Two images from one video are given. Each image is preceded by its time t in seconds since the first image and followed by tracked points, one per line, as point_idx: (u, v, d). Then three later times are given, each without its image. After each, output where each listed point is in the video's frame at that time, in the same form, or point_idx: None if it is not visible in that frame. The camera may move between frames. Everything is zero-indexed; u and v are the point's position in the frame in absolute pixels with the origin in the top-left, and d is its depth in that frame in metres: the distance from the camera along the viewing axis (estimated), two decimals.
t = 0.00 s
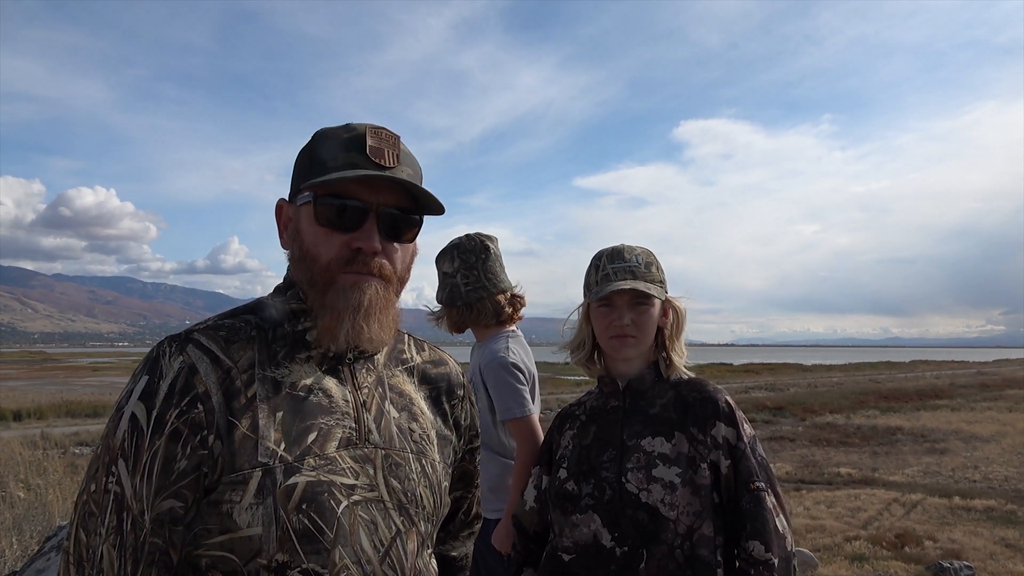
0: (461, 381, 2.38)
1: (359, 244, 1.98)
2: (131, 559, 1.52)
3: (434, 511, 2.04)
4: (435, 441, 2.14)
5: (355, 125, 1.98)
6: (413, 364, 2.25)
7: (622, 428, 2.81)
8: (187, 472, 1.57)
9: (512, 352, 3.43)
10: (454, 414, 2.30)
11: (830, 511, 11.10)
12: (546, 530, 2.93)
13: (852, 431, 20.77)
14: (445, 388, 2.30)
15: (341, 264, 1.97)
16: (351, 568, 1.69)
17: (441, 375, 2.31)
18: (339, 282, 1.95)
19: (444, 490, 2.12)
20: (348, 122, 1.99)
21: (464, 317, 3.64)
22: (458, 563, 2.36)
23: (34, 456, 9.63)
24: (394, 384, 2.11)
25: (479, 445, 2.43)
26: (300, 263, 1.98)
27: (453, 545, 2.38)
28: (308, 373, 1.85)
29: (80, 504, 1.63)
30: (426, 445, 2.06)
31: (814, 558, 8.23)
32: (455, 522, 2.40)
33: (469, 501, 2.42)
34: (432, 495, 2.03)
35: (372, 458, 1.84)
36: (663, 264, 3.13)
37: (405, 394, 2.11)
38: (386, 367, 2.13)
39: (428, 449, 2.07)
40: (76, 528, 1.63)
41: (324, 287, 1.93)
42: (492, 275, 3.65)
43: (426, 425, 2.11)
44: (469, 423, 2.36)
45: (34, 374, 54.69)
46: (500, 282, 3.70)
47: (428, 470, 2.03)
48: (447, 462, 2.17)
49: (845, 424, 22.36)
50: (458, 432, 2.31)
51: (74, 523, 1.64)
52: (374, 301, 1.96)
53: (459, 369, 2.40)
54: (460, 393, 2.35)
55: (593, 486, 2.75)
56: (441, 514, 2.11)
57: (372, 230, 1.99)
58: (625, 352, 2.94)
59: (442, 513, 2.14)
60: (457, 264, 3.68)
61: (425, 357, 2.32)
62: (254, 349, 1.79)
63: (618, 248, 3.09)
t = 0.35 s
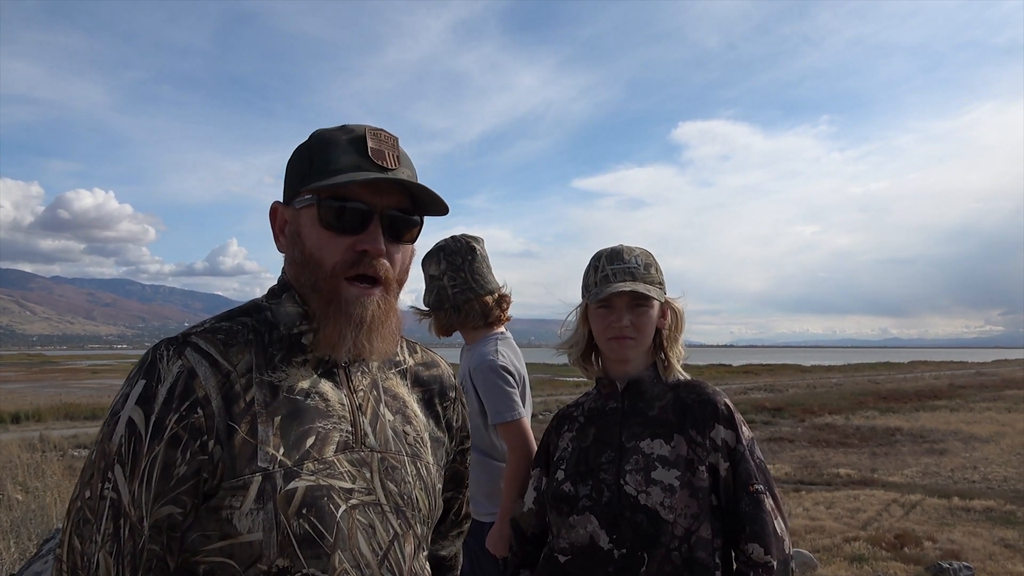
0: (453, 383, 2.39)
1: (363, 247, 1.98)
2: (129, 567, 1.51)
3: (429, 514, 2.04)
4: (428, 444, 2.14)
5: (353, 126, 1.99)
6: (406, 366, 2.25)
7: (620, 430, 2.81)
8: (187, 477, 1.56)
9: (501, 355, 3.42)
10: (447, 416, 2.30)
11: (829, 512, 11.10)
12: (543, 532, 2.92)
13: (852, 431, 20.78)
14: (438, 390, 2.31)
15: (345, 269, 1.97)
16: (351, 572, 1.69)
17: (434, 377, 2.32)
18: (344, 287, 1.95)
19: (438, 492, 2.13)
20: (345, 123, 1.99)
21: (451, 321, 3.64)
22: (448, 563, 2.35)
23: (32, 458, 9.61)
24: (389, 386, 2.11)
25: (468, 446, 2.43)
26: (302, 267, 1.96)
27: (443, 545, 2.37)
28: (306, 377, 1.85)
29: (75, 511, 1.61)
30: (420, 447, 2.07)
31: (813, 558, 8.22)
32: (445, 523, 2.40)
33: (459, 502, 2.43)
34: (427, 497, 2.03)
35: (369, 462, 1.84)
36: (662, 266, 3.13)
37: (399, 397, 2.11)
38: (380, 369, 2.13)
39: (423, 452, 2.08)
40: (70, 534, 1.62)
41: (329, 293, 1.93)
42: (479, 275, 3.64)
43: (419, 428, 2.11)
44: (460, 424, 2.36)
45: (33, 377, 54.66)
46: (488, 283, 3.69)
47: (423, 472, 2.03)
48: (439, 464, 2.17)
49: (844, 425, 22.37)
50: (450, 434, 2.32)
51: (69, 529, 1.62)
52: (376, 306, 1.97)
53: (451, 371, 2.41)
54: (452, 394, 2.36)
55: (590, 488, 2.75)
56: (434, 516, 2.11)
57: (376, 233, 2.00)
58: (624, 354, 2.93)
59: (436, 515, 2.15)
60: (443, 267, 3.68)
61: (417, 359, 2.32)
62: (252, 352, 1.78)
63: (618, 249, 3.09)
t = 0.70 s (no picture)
0: (447, 381, 2.39)
1: (356, 241, 1.99)
2: (129, 571, 1.50)
3: (427, 512, 2.05)
4: (425, 443, 2.14)
5: (343, 124, 1.98)
6: (402, 364, 2.25)
7: (619, 431, 2.81)
8: (186, 480, 1.55)
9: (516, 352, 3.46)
10: (442, 414, 2.31)
11: (829, 512, 11.10)
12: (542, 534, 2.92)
13: (851, 431, 20.79)
14: (433, 388, 2.31)
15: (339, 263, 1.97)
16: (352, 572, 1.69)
17: (429, 375, 2.32)
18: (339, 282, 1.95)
19: (435, 491, 2.13)
20: (334, 121, 1.98)
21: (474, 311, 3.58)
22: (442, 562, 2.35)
23: (30, 461, 9.58)
24: (385, 385, 2.11)
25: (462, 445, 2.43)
26: (295, 263, 1.96)
27: (438, 544, 2.38)
28: (303, 377, 1.85)
29: (72, 516, 1.60)
30: (417, 446, 2.07)
31: (813, 558, 8.22)
32: (439, 521, 2.40)
33: (453, 502, 2.42)
34: (426, 494, 2.04)
35: (368, 461, 1.84)
36: (660, 265, 3.13)
37: (396, 396, 2.11)
38: (376, 368, 2.13)
39: (420, 450, 2.08)
40: (67, 539, 1.60)
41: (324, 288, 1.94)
42: (493, 275, 3.73)
43: (416, 427, 2.12)
44: (455, 423, 2.37)
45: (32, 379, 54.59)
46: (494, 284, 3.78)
47: (421, 471, 2.04)
48: (436, 462, 2.18)
49: (843, 424, 22.38)
50: (446, 433, 2.32)
51: (65, 534, 1.61)
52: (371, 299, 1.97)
53: (446, 370, 2.41)
54: (447, 392, 2.36)
55: (590, 490, 2.75)
56: (433, 514, 2.12)
57: (368, 225, 2.00)
58: (623, 354, 2.92)
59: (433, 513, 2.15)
60: (464, 258, 3.65)
61: (412, 357, 2.32)
62: (249, 353, 1.78)
63: (615, 248, 3.09)
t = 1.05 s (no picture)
0: (440, 375, 2.42)
1: (349, 230, 2.00)
2: (140, 562, 1.51)
3: (427, 501, 2.08)
4: (423, 436, 2.17)
5: (323, 122, 2.01)
6: (396, 359, 2.27)
7: (617, 431, 2.82)
8: (193, 470, 1.56)
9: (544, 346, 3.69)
10: (437, 407, 2.33)
11: (827, 512, 11.11)
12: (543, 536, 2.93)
13: (849, 432, 20.81)
14: (428, 381, 2.34)
15: (334, 253, 1.98)
16: (359, 560, 1.71)
17: (424, 369, 2.35)
18: (336, 271, 1.96)
19: (433, 483, 2.16)
20: (313, 120, 2.01)
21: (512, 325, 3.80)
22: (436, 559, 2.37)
23: (29, 462, 9.56)
24: (382, 379, 2.12)
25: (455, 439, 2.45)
26: (289, 258, 1.95)
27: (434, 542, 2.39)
28: (301, 369, 1.86)
29: (80, 511, 1.60)
30: (415, 437, 2.09)
31: (812, 559, 8.23)
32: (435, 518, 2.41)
33: (448, 497, 2.43)
34: (425, 485, 2.07)
35: (368, 451, 1.86)
36: (653, 265, 3.12)
37: (392, 389, 2.13)
38: (373, 362, 2.15)
39: (418, 441, 2.11)
40: (76, 535, 1.60)
41: (322, 279, 1.93)
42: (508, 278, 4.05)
43: (413, 420, 2.13)
44: (450, 417, 2.39)
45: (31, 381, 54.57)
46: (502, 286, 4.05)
47: (420, 462, 2.06)
48: (433, 452, 2.20)
49: (842, 425, 22.41)
50: (442, 425, 2.35)
51: (73, 529, 1.61)
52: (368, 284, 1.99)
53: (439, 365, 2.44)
54: (441, 386, 2.38)
55: (589, 491, 2.76)
56: (432, 504, 2.15)
57: (359, 215, 2.02)
58: (617, 356, 2.94)
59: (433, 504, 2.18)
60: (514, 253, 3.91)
61: (406, 352, 2.33)
62: (250, 345, 1.79)
63: (607, 250, 3.09)
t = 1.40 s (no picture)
0: (428, 374, 2.45)
1: (361, 233, 2.01)
2: (154, 570, 1.47)
3: (425, 497, 2.10)
4: (416, 433, 2.19)
5: (329, 122, 2.00)
6: (386, 357, 2.28)
7: (614, 429, 2.80)
8: (205, 474, 1.53)
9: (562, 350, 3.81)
10: (426, 405, 2.37)
11: (827, 513, 11.10)
12: (543, 536, 2.91)
13: (849, 432, 20.81)
14: (416, 379, 2.36)
15: (347, 255, 1.98)
16: (369, 557, 1.73)
17: (412, 368, 2.37)
18: (350, 273, 1.97)
19: (428, 480, 2.17)
20: (319, 120, 1.99)
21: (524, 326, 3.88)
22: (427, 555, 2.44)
23: (29, 460, 9.58)
24: (376, 378, 2.13)
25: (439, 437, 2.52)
26: (299, 259, 1.93)
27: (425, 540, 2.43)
28: (308, 371, 1.85)
29: (85, 519, 1.55)
30: (410, 435, 2.11)
31: (812, 559, 8.22)
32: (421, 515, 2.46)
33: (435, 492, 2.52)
34: (422, 481, 2.09)
35: (369, 449, 1.87)
36: (649, 266, 3.11)
37: (386, 388, 2.14)
38: (366, 361, 2.15)
39: (413, 438, 2.12)
40: (82, 543, 1.55)
41: (334, 282, 1.95)
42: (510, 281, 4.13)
43: (407, 418, 2.14)
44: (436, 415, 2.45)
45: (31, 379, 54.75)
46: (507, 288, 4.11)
47: (417, 458, 2.08)
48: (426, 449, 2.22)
49: (842, 426, 22.40)
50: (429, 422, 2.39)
51: (79, 537, 1.56)
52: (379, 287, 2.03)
53: (426, 363, 2.46)
54: (428, 384, 2.41)
55: (586, 490, 2.74)
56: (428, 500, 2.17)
57: (373, 218, 2.02)
58: (613, 357, 2.93)
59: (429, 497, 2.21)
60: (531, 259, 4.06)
61: (395, 352, 2.35)
62: (254, 347, 1.76)
63: (602, 250, 3.08)
